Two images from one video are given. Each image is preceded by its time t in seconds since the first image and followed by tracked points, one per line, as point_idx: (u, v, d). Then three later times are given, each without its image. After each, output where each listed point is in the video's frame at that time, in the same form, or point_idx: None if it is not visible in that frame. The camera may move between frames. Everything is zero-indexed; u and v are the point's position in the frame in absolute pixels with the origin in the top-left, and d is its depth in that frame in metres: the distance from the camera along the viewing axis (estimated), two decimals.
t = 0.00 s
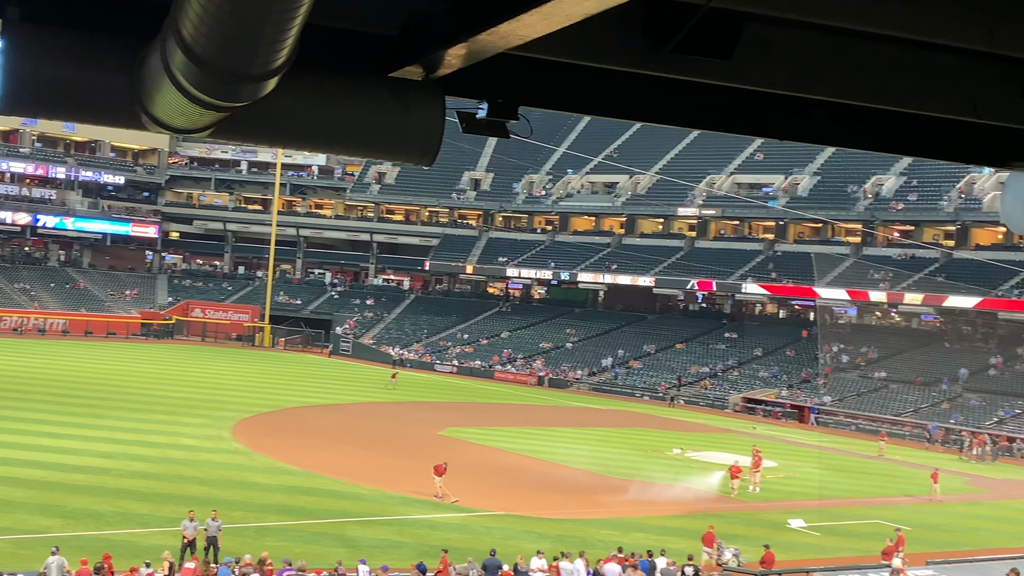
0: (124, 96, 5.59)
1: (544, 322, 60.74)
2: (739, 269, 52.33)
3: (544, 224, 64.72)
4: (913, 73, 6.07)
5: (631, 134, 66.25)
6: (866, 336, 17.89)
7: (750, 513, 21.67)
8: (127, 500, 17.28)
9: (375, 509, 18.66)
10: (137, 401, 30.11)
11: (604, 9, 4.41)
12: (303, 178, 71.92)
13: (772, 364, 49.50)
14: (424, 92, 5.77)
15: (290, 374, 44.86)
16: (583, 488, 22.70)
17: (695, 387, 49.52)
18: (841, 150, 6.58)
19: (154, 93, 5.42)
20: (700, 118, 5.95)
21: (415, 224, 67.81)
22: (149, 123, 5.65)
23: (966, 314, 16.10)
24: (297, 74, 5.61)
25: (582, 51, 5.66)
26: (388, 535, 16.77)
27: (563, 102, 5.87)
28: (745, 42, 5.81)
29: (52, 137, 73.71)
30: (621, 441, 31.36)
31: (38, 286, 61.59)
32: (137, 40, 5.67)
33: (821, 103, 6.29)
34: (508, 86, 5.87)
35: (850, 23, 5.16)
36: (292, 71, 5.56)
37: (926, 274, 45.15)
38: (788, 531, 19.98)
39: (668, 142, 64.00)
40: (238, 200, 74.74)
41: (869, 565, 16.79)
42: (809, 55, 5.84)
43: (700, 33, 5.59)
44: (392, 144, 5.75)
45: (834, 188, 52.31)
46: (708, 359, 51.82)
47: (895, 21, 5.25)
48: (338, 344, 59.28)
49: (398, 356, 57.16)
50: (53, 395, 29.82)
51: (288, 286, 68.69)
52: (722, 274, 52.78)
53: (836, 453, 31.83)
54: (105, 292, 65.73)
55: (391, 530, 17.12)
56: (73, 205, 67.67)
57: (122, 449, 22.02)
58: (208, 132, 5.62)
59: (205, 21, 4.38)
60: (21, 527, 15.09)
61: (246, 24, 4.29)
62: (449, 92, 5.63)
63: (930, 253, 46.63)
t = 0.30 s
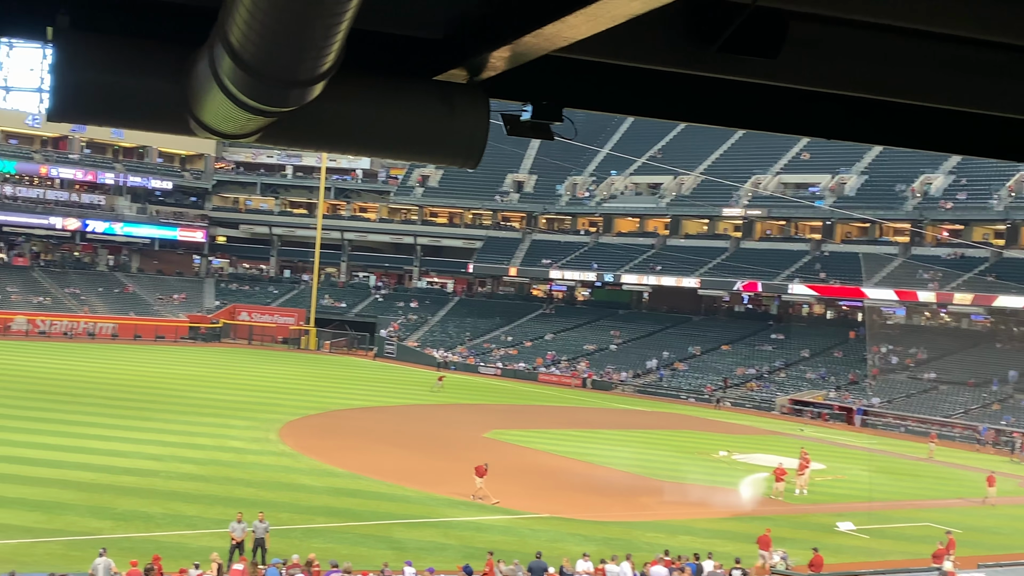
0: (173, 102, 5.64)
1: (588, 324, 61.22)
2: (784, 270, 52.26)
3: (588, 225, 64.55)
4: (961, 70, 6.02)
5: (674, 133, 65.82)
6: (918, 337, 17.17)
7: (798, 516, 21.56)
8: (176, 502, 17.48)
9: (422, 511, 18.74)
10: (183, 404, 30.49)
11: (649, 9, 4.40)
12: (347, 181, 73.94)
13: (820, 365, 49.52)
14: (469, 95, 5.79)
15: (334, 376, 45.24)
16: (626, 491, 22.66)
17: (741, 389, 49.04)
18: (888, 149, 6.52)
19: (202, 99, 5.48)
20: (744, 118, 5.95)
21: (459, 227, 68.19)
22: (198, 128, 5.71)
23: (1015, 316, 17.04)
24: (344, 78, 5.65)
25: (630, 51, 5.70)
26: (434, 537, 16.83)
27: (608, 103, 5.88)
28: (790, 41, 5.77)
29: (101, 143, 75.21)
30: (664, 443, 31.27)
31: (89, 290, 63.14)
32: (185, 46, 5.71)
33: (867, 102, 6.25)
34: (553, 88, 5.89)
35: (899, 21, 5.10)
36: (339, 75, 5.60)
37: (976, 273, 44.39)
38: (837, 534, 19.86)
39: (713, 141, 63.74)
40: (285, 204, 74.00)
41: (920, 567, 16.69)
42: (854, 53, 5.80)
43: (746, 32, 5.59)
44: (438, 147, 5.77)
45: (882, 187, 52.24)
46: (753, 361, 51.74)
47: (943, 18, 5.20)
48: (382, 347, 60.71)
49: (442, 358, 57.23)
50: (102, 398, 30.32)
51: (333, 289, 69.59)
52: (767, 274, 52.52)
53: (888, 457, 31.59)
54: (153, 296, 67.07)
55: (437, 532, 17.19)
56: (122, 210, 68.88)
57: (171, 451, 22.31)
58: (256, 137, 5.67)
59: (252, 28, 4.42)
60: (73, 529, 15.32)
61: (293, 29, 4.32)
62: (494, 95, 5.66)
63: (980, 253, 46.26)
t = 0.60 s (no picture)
0: (222, 110, 5.69)
1: (634, 327, 61.33)
2: (834, 270, 51.96)
3: (632, 228, 65.22)
4: (1009, 69, 5.96)
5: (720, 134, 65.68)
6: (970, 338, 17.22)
7: (849, 520, 21.36)
8: (226, 506, 17.62)
9: (470, 515, 18.78)
10: (230, 409, 30.80)
11: (694, 10, 4.40)
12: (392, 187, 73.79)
13: (870, 368, 49.08)
14: (513, 99, 5.80)
15: (378, 380, 45.50)
16: (672, 494, 22.55)
17: (789, 392, 48.72)
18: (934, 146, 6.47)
19: (250, 106, 5.51)
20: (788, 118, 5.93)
21: (503, 230, 69.10)
22: (246, 135, 5.75)
23: None
24: (391, 86, 5.70)
25: (676, 53, 5.68)
26: (481, 541, 16.85)
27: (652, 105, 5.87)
28: (837, 41, 5.75)
29: (149, 151, 76.41)
30: (709, 447, 31.10)
31: (139, 296, 64.46)
32: (233, 54, 5.76)
33: (911, 101, 6.20)
34: (598, 91, 5.90)
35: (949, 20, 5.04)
36: (385, 81, 5.64)
37: None
38: (889, 538, 19.68)
39: (759, 142, 63.53)
40: (329, 209, 76.29)
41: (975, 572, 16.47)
42: (902, 52, 5.78)
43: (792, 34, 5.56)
44: (481, 151, 5.77)
45: (932, 187, 51.74)
46: (802, 362, 51.28)
47: (993, 17, 5.14)
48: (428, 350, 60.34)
49: (488, 362, 57.47)
50: (151, 402, 30.73)
51: (379, 294, 70.25)
52: (816, 275, 52.28)
53: (940, 462, 31.23)
54: (202, 301, 68.23)
55: (484, 536, 17.20)
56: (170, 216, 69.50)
57: (220, 455, 22.55)
58: (302, 143, 5.72)
59: (301, 35, 4.46)
60: (126, 532, 15.49)
61: (341, 36, 4.34)
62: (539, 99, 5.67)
63: None
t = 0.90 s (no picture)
0: (271, 118, 5.72)
1: (683, 330, 61.34)
2: (886, 272, 51.27)
3: (680, 230, 64.16)
4: None
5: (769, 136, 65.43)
6: None
7: (902, 525, 21.08)
8: (276, 511, 17.76)
9: (519, 520, 18.77)
10: (279, 413, 31.15)
11: (743, 12, 4.38)
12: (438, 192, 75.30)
13: (923, 371, 47.89)
14: (558, 103, 5.80)
15: (426, 385, 45.82)
16: (719, 499, 22.38)
17: (841, 396, 48.58)
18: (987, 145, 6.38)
19: (299, 113, 5.54)
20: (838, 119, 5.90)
21: (550, 234, 69.79)
22: (295, 143, 5.78)
23: None
24: (437, 91, 5.71)
25: (725, 55, 5.67)
26: (530, 546, 16.82)
27: (700, 108, 5.84)
28: (886, 39, 5.69)
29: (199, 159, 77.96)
30: (756, 451, 30.84)
31: (190, 303, 65.92)
32: (281, 62, 5.79)
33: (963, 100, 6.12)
34: (643, 94, 5.91)
35: (1004, 18, 4.96)
36: (432, 87, 5.66)
37: None
38: (944, 544, 19.42)
39: (809, 143, 63.15)
40: (377, 215, 75.83)
41: None
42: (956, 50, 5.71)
43: (842, 33, 5.50)
44: (527, 154, 5.77)
45: (985, 186, 50.63)
46: (853, 366, 50.86)
47: None
48: (475, 355, 61.41)
49: (533, 366, 57.82)
50: (202, 408, 31.18)
51: (427, 300, 71.46)
52: (868, 278, 51.68)
53: (996, 466, 30.70)
54: (253, 307, 69.34)
55: (533, 541, 17.17)
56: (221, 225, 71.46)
57: (271, 460, 22.77)
58: (351, 151, 5.74)
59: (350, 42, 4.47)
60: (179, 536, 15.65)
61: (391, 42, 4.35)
62: (584, 103, 5.69)
63: None
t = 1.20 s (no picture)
0: (327, 127, 5.78)
1: (737, 334, 60.82)
2: (943, 274, 50.76)
3: (733, 233, 63.94)
4: None
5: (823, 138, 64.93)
6: None
7: (961, 531, 20.69)
8: (331, 516, 17.85)
9: (573, 525, 18.72)
10: (331, 419, 31.36)
11: (798, 14, 4.36)
12: (489, 198, 75.34)
13: (984, 374, 47.71)
14: (611, 107, 5.80)
15: (476, 390, 45.95)
16: (771, 504, 22.15)
17: (899, 399, 47.62)
18: None
19: (353, 121, 5.57)
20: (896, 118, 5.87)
21: (602, 238, 69.15)
22: (350, 150, 5.84)
23: None
24: (491, 97, 5.74)
25: (779, 57, 5.67)
26: (584, 551, 16.73)
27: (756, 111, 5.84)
28: (944, 38, 5.65)
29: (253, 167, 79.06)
30: (808, 456, 30.46)
31: (245, 310, 67.44)
32: (337, 70, 5.85)
33: None
34: (697, 97, 5.94)
35: None
36: (485, 93, 5.71)
37: None
38: (1006, 550, 19.02)
39: (864, 144, 62.38)
40: (427, 221, 76.48)
41: None
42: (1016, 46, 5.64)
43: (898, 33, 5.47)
44: (580, 159, 5.75)
45: None
46: (912, 369, 50.04)
47: None
48: (527, 360, 60.68)
49: (586, 371, 57.84)
50: (255, 413, 31.54)
51: (478, 305, 72.04)
52: (924, 279, 51.22)
53: None
54: (306, 314, 70.39)
55: (587, 546, 17.08)
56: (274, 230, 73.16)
57: (325, 465, 22.94)
58: (404, 157, 5.78)
59: (401, 47, 4.49)
60: (235, 541, 15.79)
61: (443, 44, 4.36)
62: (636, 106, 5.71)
63: None
